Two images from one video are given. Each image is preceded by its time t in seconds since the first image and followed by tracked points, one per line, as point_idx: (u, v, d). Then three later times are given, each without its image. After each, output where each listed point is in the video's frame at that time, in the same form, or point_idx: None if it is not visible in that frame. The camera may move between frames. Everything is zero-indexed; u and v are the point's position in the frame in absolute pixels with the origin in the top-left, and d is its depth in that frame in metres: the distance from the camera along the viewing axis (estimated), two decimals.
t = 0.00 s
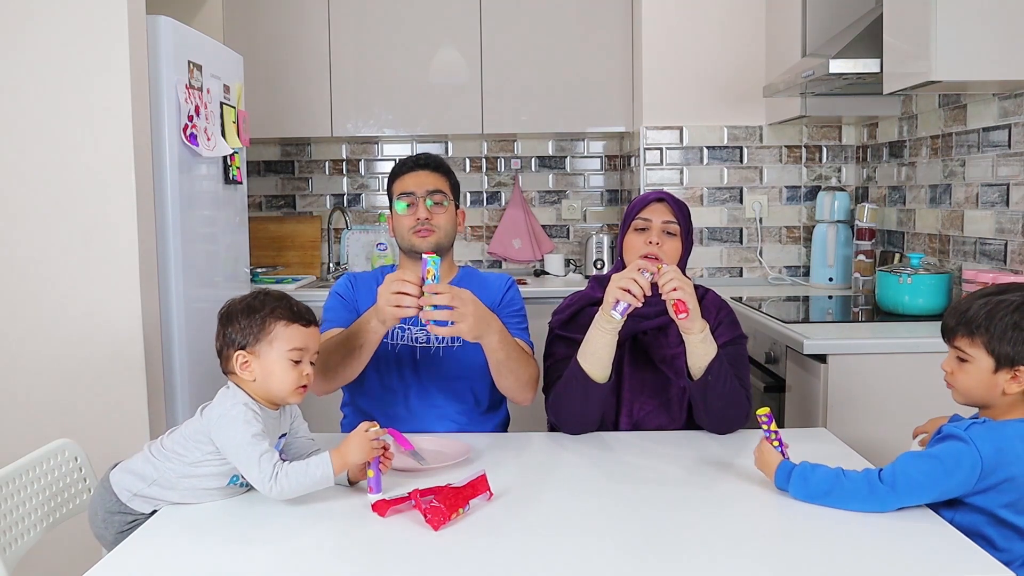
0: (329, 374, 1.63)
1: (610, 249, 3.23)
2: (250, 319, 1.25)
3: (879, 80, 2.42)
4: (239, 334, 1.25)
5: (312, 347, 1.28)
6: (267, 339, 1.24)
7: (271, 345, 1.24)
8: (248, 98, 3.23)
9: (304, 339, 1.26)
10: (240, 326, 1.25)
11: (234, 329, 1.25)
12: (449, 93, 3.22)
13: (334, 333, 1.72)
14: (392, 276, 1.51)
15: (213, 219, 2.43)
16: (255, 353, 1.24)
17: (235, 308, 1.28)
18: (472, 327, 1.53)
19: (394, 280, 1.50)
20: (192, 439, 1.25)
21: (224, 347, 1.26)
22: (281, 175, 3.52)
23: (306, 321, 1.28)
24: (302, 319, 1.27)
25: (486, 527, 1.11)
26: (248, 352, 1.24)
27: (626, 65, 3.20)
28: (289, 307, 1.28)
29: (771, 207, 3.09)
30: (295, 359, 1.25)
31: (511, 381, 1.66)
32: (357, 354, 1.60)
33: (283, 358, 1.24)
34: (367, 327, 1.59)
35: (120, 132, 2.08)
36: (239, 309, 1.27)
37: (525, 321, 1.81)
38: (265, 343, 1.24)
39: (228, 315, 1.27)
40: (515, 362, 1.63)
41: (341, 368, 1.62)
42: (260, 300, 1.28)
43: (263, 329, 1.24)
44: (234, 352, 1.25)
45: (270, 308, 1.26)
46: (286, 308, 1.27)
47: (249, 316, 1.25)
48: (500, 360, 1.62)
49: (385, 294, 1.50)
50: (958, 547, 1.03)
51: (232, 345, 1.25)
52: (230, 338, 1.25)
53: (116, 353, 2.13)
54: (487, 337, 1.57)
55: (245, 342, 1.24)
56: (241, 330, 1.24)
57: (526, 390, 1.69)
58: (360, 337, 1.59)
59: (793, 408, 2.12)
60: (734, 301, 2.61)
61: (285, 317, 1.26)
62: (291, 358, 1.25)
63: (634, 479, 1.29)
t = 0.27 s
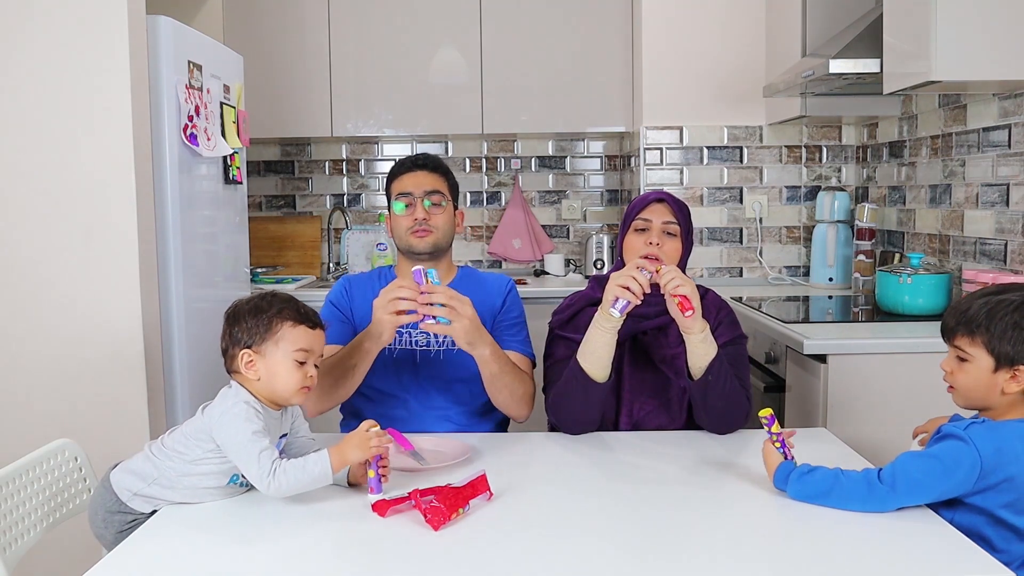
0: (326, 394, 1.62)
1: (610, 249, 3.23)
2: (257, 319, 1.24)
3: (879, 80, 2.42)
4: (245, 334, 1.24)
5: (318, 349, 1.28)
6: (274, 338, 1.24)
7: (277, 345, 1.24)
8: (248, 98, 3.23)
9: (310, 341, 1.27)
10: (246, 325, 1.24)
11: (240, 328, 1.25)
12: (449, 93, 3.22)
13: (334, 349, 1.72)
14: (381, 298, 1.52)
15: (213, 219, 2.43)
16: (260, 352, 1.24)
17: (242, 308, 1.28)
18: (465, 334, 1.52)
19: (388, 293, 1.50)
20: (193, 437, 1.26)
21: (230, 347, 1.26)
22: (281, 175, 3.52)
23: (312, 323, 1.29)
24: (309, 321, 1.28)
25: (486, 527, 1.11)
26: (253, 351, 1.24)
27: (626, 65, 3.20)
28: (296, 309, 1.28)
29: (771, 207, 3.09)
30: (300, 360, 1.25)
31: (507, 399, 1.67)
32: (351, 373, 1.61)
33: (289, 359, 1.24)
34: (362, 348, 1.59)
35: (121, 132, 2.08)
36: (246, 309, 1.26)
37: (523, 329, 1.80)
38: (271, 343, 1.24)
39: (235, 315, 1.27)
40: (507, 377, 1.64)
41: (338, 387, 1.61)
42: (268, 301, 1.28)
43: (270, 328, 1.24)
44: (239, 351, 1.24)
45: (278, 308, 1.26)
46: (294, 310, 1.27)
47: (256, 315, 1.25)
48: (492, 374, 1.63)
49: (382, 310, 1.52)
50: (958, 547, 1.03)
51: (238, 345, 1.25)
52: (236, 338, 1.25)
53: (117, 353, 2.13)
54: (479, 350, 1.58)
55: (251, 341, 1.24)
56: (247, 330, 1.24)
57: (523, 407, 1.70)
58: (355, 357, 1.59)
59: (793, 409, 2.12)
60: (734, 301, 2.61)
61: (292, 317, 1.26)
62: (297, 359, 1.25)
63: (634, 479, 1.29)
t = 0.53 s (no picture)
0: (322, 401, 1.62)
1: (610, 249, 3.23)
2: (262, 318, 1.25)
3: (879, 80, 2.42)
4: (249, 332, 1.24)
5: (321, 350, 1.29)
6: (278, 337, 1.24)
7: (281, 344, 1.24)
8: (248, 98, 3.23)
9: (315, 342, 1.27)
10: (250, 324, 1.24)
11: (244, 327, 1.25)
12: (449, 93, 3.22)
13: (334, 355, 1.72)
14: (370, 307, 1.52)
15: (213, 219, 2.43)
16: (264, 351, 1.24)
17: (245, 308, 1.28)
18: (456, 334, 1.53)
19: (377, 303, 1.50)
20: (193, 437, 1.26)
21: (232, 346, 1.25)
22: (281, 175, 3.52)
23: (317, 324, 1.29)
24: (313, 322, 1.28)
25: (486, 527, 1.11)
26: (257, 350, 1.24)
27: (626, 65, 3.20)
28: (300, 310, 1.28)
29: (771, 207, 3.09)
30: (304, 359, 1.25)
31: (503, 399, 1.67)
32: (346, 379, 1.60)
33: (292, 358, 1.24)
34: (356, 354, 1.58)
35: (121, 132, 2.08)
36: (251, 308, 1.27)
37: (523, 329, 1.81)
38: (275, 342, 1.24)
39: (239, 314, 1.27)
40: (502, 379, 1.65)
41: (334, 392, 1.60)
42: (273, 301, 1.28)
43: (275, 327, 1.24)
44: (242, 350, 1.24)
45: (283, 308, 1.26)
46: (298, 310, 1.27)
47: (261, 314, 1.25)
48: (486, 375, 1.63)
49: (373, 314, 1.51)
50: (959, 547, 1.03)
51: (241, 343, 1.24)
52: (239, 336, 1.25)
53: (117, 353, 2.13)
54: (469, 351, 1.58)
55: (255, 340, 1.24)
56: (251, 329, 1.24)
57: (520, 408, 1.70)
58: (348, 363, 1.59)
59: (793, 408, 2.12)
60: (734, 301, 2.61)
61: (297, 317, 1.26)
62: (300, 358, 1.25)
63: (634, 479, 1.29)
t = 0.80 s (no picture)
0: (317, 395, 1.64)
1: (610, 249, 3.23)
2: (262, 318, 1.25)
3: (879, 80, 2.42)
4: (250, 333, 1.24)
5: (320, 350, 1.29)
6: (279, 337, 1.24)
7: (282, 344, 1.24)
8: (248, 98, 3.23)
9: (315, 342, 1.28)
10: (251, 324, 1.25)
11: (244, 328, 1.25)
12: (449, 93, 3.22)
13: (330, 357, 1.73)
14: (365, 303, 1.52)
15: (213, 219, 2.43)
16: (264, 351, 1.24)
17: (246, 309, 1.28)
18: (456, 334, 1.52)
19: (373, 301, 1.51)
20: (192, 437, 1.26)
21: (233, 347, 1.25)
22: (281, 175, 3.52)
23: (318, 324, 1.29)
24: (313, 322, 1.28)
25: (486, 527, 1.11)
26: (257, 350, 1.24)
27: (625, 64, 3.20)
28: (300, 311, 1.28)
29: (771, 207, 3.09)
30: (305, 360, 1.26)
31: (503, 398, 1.67)
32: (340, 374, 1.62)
33: (293, 358, 1.25)
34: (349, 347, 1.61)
35: (121, 132, 2.08)
36: (251, 309, 1.27)
37: (523, 329, 1.81)
38: (276, 342, 1.24)
39: (239, 314, 1.27)
40: (503, 378, 1.65)
41: (329, 384, 1.63)
42: (274, 302, 1.28)
43: (276, 327, 1.24)
44: (243, 350, 1.24)
45: (283, 309, 1.27)
46: (299, 310, 1.28)
47: (261, 315, 1.25)
48: (486, 375, 1.63)
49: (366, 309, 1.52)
50: (959, 548, 1.03)
51: (241, 344, 1.25)
52: (239, 337, 1.25)
53: (117, 354, 2.13)
54: (471, 350, 1.58)
55: (255, 340, 1.24)
56: (251, 329, 1.24)
57: (520, 408, 1.70)
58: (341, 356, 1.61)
59: (793, 408, 2.12)
60: (734, 301, 2.61)
61: (297, 318, 1.27)
62: (300, 358, 1.25)
63: (633, 479, 1.29)
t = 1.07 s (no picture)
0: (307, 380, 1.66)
1: (610, 249, 3.23)
2: (255, 320, 1.25)
3: (879, 80, 2.42)
4: (245, 336, 1.25)
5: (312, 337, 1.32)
6: (277, 336, 1.26)
7: (282, 341, 1.26)
8: (248, 98, 3.23)
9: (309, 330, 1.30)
10: (245, 329, 1.25)
11: (239, 331, 1.25)
12: (449, 93, 3.22)
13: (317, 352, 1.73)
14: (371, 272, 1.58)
15: (213, 219, 2.43)
16: (266, 351, 1.25)
17: (231, 312, 1.27)
18: (459, 332, 1.53)
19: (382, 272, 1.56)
20: (190, 439, 1.26)
21: (230, 352, 1.25)
22: (281, 175, 3.52)
23: (304, 313, 1.31)
24: (299, 311, 1.30)
25: (486, 527, 1.11)
26: (257, 352, 1.25)
27: (625, 64, 3.20)
28: (286, 304, 1.30)
29: (771, 207, 3.09)
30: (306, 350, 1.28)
31: (506, 399, 1.67)
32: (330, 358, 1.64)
33: (295, 352, 1.27)
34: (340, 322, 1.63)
35: (121, 132, 2.08)
36: (239, 312, 1.27)
37: (524, 330, 1.81)
38: (276, 341, 1.26)
39: (225, 321, 1.26)
40: (506, 379, 1.65)
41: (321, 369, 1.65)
42: (256, 300, 1.29)
43: (272, 326, 1.26)
44: (242, 355, 1.25)
45: (270, 306, 1.28)
46: (287, 304, 1.29)
47: (253, 317, 1.26)
48: (491, 375, 1.63)
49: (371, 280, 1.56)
50: (959, 547, 1.03)
51: (239, 350, 1.25)
52: (234, 343, 1.25)
53: (116, 354, 2.13)
54: (474, 348, 1.58)
55: (253, 343, 1.25)
56: (246, 333, 1.25)
57: (521, 409, 1.70)
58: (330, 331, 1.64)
59: (793, 408, 2.12)
60: (734, 301, 2.61)
61: (287, 312, 1.28)
62: (302, 350, 1.28)
63: (633, 479, 1.29)
